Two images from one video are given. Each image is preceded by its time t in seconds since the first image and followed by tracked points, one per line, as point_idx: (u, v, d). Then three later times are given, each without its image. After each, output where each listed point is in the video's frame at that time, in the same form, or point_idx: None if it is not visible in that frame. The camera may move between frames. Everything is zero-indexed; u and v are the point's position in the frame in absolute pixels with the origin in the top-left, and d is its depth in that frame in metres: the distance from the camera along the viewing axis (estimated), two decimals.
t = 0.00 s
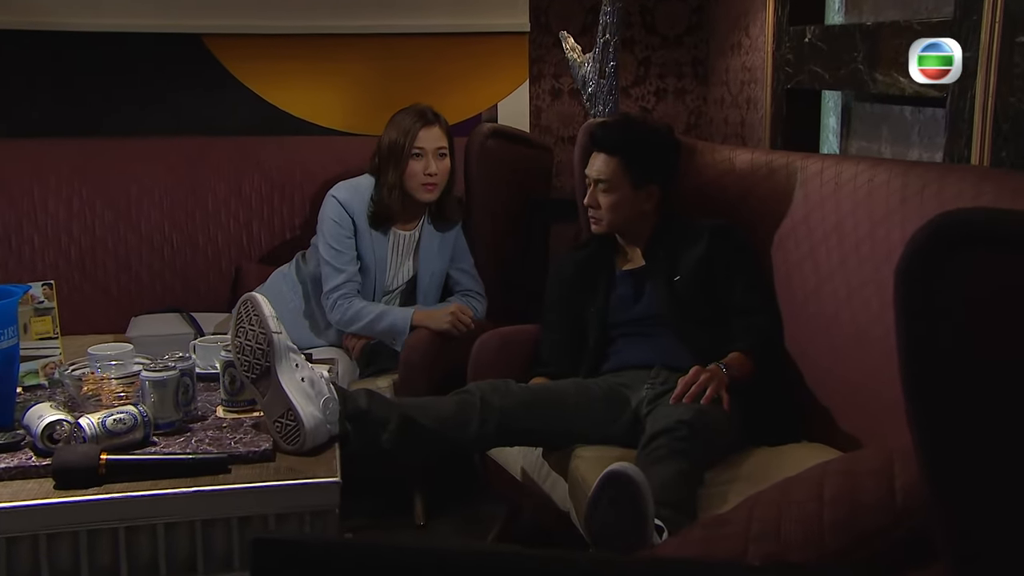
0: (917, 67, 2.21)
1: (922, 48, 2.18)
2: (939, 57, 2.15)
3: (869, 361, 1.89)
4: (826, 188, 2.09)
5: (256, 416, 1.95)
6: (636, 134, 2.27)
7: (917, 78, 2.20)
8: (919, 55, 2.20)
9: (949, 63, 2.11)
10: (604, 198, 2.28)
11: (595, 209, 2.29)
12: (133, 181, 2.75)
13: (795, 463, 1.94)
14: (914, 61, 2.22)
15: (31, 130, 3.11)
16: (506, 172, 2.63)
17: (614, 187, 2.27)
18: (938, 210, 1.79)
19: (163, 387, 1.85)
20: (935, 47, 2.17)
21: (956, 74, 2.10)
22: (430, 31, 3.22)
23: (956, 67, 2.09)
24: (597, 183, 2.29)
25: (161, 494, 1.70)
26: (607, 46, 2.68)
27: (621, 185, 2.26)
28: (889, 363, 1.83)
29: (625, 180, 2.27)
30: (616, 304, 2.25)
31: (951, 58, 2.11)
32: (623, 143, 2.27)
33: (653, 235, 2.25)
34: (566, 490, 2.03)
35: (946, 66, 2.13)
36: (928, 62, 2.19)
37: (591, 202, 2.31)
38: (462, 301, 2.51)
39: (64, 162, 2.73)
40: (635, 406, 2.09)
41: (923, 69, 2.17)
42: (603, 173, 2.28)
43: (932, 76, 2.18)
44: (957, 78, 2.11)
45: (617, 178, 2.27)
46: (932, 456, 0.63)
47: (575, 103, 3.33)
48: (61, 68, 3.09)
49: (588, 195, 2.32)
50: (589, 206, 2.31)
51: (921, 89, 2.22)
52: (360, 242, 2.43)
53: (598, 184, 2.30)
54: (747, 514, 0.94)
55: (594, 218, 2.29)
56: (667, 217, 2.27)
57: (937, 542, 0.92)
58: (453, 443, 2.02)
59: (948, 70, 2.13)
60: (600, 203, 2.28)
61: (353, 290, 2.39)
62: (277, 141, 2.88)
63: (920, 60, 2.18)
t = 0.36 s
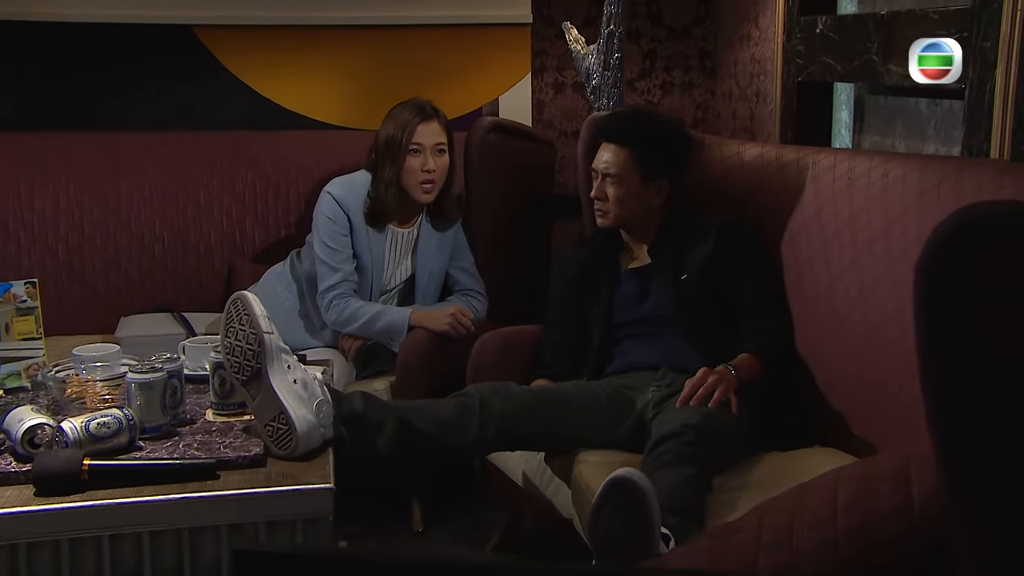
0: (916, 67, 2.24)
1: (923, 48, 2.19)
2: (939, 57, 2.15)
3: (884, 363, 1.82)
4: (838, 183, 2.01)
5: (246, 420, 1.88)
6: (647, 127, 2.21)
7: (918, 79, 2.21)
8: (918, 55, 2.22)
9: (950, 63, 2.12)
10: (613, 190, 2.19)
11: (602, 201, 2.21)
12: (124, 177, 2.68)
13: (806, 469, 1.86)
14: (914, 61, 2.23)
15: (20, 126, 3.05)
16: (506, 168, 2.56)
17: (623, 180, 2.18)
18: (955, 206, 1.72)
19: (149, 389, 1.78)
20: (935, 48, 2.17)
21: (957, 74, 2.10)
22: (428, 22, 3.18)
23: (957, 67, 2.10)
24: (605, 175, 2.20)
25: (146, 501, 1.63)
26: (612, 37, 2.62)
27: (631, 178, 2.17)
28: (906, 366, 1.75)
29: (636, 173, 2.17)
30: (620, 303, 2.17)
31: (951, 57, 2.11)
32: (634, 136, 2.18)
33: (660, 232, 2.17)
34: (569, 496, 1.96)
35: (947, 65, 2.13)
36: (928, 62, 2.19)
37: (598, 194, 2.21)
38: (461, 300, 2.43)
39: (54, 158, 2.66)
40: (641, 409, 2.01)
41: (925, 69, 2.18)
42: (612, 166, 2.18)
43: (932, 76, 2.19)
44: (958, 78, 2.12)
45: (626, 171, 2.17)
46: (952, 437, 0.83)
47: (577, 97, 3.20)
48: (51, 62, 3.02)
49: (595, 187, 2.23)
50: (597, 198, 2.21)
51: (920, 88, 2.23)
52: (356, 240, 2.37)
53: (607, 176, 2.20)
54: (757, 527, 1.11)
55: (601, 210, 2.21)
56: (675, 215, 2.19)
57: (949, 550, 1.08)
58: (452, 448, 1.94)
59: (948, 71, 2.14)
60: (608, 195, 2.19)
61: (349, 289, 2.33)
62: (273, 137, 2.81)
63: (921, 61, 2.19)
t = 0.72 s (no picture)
0: (917, 67, 2.24)
1: (922, 48, 2.19)
2: (939, 57, 2.16)
3: (900, 373, 1.75)
4: (851, 186, 1.94)
5: (237, 432, 1.81)
6: (660, 127, 2.12)
7: (917, 79, 2.22)
8: (918, 55, 2.22)
9: (950, 63, 2.12)
10: (623, 190, 2.10)
11: (610, 201, 2.12)
12: (115, 179, 2.62)
13: (820, 483, 1.79)
14: (914, 61, 2.24)
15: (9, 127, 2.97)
16: (507, 169, 2.48)
17: (634, 179, 2.10)
18: (974, 210, 1.65)
19: (136, 400, 1.71)
20: (935, 47, 2.18)
21: (956, 74, 2.11)
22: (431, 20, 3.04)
23: (957, 67, 2.11)
24: (615, 175, 2.12)
25: (132, 518, 1.56)
26: (617, 35, 2.55)
27: (643, 177, 2.09)
28: (923, 377, 1.68)
29: (647, 172, 2.10)
30: (626, 309, 2.09)
31: (952, 57, 2.12)
32: (646, 135, 2.11)
33: (669, 236, 2.09)
34: (572, 510, 1.89)
35: (946, 66, 2.14)
36: (928, 62, 2.20)
37: (606, 194, 2.13)
38: (461, 306, 2.36)
39: (42, 160, 2.60)
40: (646, 420, 1.94)
41: (924, 69, 2.19)
42: (623, 165, 2.11)
43: (932, 76, 2.19)
44: (959, 77, 2.12)
45: (638, 170, 2.10)
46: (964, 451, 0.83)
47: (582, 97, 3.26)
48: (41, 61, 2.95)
49: (603, 187, 2.14)
50: (605, 198, 2.12)
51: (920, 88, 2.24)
52: (353, 240, 2.30)
53: (616, 177, 2.12)
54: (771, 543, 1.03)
55: (608, 210, 2.12)
56: (681, 218, 2.11)
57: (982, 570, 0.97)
58: (451, 462, 1.87)
59: (948, 70, 2.14)
60: (618, 195, 2.11)
61: (345, 291, 2.26)
62: (269, 138, 2.74)
63: (921, 60, 2.20)
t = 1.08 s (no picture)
0: (916, 67, 2.25)
1: (923, 49, 2.20)
2: (939, 57, 2.17)
3: (918, 383, 1.68)
4: (866, 188, 1.87)
5: (229, 444, 1.75)
6: (672, 125, 2.03)
7: (918, 79, 2.23)
8: (918, 55, 2.23)
9: (951, 63, 2.13)
10: (632, 192, 2.02)
11: (618, 202, 2.04)
12: (105, 180, 2.55)
13: (834, 498, 1.72)
14: (914, 61, 2.26)
15: None
16: (509, 171, 2.41)
17: (644, 180, 2.02)
18: (995, 213, 1.58)
19: (123, 412, 1.64)
20: (935, 48, 2.19)
21: (956, 75, 2.12)
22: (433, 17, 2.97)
23: (956, 68, 2.12)
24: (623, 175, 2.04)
25: (117, 536, 1.50)
26: (623, 32, 2.48)
27: (653, 179, 2.01)
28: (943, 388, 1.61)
29: (658, 173, 2.02)
30: (631, 316, 2.02)
31: (952, 58, 2.13)
32: (657, 134, 2.03)
33: (677, 241, 2.02)
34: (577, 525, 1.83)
35: (947, 65, 2.15)
36: (928, 62, 2.22)
37: (614, 195, 2.05)
38: (462, 312, 2.29)
39: (30, 160, 2.53)
40: (653, 431, 1.88)
41: (924, 70, 2.21)
42: (632, 165, 2.02)
43: (932, 76, 2.20)
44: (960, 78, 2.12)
45: (648, 171, 2.02)
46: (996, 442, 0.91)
47: (586, 95, 3.19)
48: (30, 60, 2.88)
49: (611, 188, 2.06)
50: (612, 199, 2.04)
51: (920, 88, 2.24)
52: (350, 239, 2.23)
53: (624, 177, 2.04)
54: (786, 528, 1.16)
55: (615, 212, 2.04)
56: (688, 221, 2.05)
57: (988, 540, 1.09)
58: (451, 473, 1.80)
59: (949, 70, 2.15)
60: (626, 196, 2.03)
61: (342, 291, 2.19)
62: (265, 137, 2.68)
63: (921, 61, 2.22)
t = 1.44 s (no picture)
0: (916, 68, 2.28)
1: (923, 49, 2.24)
2: (939, 57, 2.20)
3: (938, 392, 1.61)
4: (883, 189, 1.81)
5: (222, 454, 1.69)
6: (687, 122, 1.97)
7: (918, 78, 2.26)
8: (918, 55, 2.26)
9: (949, 63, 2.17)
10: (644, 188, 1.95)
11: (630, 200, 1.95)
12: (97, 180, 2.50)
13: (850, 512, 1.66)
14: (915, 61, 2.28)
15: None
16: (515, 171, 2.33)
17: (660, 180, 1.94)
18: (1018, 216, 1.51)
19: (112, 421, 1.59)
20: (934, 48, 2.23)
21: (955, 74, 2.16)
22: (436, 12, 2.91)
23: (957, 67, 2.15)
24: (638, 173, 1.95)
25: (104, 551, 1.44)
26: (631, 28, 2.41)
27: (667, 177, 1.94)
28: (964, 398, 1.55)
29: (674, 172, 1.94)
30: (637, 321, 1.95)
31: (950, 58, 2.17)
32: (675, 134, 1.95)
33: (687, 243, 1.95)
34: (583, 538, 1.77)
35: (946, 65, 2.19)
36: (928, 62, 2.25)
37: (627, 192, 1.96)
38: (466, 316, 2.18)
39: (22, 160, 2.48)
40: (662, 440, 1.81)
41: (923, 70, 2.25)
42: (649, 163, 1.94)
43: (932, 76, 2.24)
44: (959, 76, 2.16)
45: (666, 173, 1.94)
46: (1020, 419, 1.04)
47: (593, 92, 3.08)
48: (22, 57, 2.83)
49: (623, 185, 1.98)
50: (624, 197, 1.96)
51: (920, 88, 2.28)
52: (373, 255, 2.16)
53: (638, 173, 1.96)
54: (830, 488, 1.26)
55: (626, 210, 1.96)
56: (701, 223, 1.97)
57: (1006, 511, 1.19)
58: (452, 485, 1.74)
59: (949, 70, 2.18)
60: (639, 193, 1.94)
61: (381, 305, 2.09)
62: (263, 136, 2.62)
63: (921, 61, 2.26)
